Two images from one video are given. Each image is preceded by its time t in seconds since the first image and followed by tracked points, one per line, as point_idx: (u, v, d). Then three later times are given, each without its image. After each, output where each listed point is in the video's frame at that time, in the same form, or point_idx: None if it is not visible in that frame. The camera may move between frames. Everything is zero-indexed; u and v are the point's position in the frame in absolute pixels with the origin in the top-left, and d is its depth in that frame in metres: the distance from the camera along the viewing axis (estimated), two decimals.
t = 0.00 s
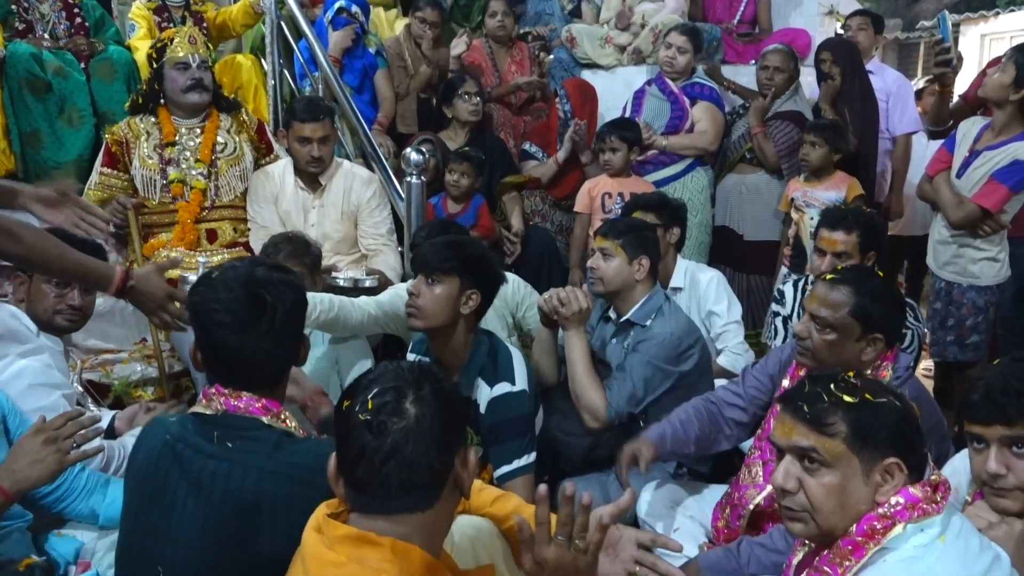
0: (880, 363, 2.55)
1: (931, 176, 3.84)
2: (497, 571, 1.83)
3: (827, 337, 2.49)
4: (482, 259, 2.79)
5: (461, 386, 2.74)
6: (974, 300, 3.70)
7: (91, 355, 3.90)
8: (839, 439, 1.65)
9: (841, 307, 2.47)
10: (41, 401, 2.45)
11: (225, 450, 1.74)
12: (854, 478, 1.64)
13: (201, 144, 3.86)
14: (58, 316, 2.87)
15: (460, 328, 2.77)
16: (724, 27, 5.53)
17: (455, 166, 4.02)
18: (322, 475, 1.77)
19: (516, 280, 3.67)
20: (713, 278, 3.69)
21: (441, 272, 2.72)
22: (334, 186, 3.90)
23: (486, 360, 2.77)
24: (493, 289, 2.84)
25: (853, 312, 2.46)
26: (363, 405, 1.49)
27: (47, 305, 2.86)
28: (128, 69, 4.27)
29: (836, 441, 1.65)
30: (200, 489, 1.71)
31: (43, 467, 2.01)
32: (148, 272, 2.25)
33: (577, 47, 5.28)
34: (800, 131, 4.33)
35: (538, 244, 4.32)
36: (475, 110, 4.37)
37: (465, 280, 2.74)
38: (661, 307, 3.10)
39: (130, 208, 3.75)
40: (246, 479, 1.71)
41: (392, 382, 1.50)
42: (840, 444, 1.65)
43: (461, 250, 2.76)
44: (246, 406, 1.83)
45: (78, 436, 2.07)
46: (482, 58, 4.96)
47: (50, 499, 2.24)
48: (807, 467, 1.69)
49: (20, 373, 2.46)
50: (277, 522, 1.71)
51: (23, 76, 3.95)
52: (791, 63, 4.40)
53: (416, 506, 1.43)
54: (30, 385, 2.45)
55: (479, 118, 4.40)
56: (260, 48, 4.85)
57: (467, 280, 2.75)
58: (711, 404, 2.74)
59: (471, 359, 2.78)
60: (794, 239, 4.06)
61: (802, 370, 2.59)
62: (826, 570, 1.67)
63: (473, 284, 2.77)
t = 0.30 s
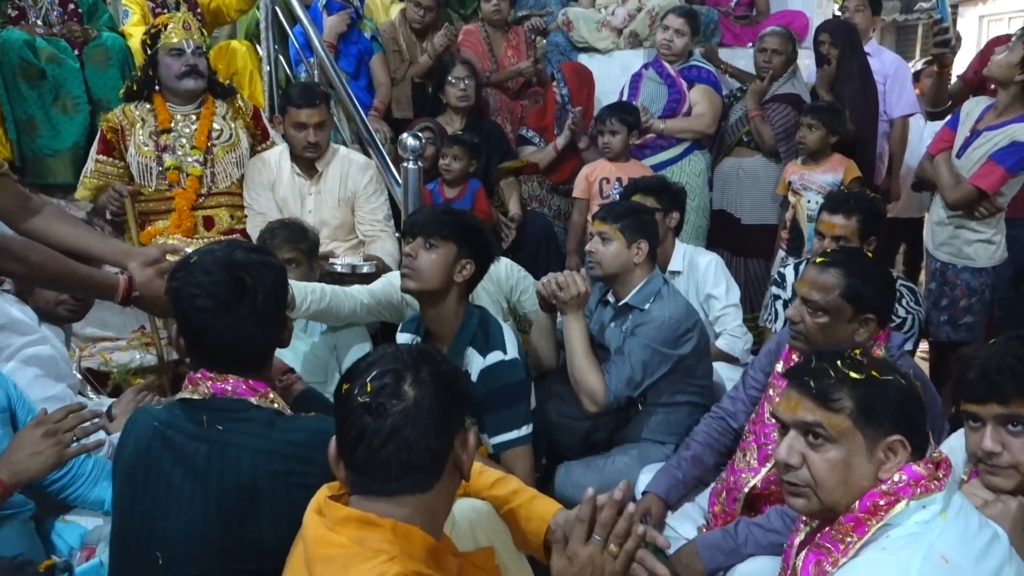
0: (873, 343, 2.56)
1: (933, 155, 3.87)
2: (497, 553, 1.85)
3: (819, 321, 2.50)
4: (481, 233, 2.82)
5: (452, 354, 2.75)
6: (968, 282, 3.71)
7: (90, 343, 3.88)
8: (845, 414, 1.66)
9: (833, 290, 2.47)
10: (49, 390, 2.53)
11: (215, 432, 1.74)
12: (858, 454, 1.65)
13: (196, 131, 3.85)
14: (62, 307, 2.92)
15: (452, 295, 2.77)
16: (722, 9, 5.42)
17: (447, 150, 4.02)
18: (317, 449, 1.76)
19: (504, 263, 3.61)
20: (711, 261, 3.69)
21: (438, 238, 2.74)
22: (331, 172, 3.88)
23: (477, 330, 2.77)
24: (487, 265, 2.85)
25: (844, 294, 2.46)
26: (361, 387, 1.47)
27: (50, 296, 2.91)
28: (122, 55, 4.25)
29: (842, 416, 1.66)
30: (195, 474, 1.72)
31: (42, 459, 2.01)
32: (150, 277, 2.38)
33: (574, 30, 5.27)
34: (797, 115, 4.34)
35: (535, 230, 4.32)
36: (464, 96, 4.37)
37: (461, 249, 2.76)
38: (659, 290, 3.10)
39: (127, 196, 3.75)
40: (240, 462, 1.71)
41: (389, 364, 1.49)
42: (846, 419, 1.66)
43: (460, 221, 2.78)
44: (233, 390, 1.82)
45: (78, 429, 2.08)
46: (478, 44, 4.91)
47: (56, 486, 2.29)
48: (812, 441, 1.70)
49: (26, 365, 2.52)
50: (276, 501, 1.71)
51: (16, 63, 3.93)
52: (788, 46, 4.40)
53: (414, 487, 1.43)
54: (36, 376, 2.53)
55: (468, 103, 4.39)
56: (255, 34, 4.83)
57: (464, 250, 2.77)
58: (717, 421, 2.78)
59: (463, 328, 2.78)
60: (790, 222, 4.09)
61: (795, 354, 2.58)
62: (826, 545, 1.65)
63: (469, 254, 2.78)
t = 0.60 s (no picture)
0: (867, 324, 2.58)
1: (935, 140, 3.83)
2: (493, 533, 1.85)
3: (824, 302, 2.50)
4: (478, 217, 2.80)
5: (448, 338, 2.75)
6: (964, 268, 3.73)
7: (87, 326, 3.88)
8: (836, 397, 1.66)
9: (836, 271, 2.48)
10: (44, 371, 2.52)
11: (190, 419, 1.74)
12: (847, 438, 1.65)
13: (192, 114, 3.83)
14: (62, 286, 2.94)
15: (448, 280, 2.77)
16: None
17: (441, 134, 4.02)
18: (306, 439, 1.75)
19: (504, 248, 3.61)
20: (709, 247, 3.70)
21: (434, 223, 2.73)
22: (328, 156, 3.87)
23: (474, 314, 2.78)
24: (485, 250, 2.85)
25: (847, 273, 2.47)
26: (362, 367, 1.48)
27: (49, 277, 2.91)
28: (118, 37, 4.23)
29: (832, 400, 1.66)
30: (167, 462, 1.71)
31: (43, 433, 2.02)
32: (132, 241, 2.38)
33: (572, 14, 5.25)
34: (795, 100, 4.30)
35: (532, 214, 4.32)
36: (456, 80, 4.36)
37: (457, 234, 2.75)
38: (656, 276, 3.10)
39: (123, 178, 3.74)
40: (206, 450, 1.69)
41: (390, 346, 1.50)
42: (835, 403, 1.66)
43: (457, 206, 2.77)
44: (218, 374, 1.80)
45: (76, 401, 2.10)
46: (476, 26, 4.89)
47: (56, 466, 2.31)
48: (802, 425, 1.70)
49: (22, 345, 2.51)
50: (242, 490, 1.68)
51: (10, 45, 3.89)
52: (787, 30, 4.37)
53: (414, 468, 1.43)
54: (31, 357, 2.51)
55: (462, 88, 4.38)
56: (251, 17, 4.80)
57: (459, 236, 2.76)
58: (718, 409, 2.79)
59: (459, 312, 2.78)
60: (788, 209, 4.04)
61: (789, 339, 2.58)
62: (817, 528, 1.64)
63: (465, 240, 2.77)
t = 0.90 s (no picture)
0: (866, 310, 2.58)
1: (936, 125, 3.83)
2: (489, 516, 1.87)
3: (822, 286, 2.50)
4: (479, 206, 2.80)
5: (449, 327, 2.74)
6: (966, 255, 3.73)
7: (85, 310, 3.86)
8: (835, 380, 1.66)
9: (835, 255, 2.48)
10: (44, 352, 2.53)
11: (194, 398, 1.75)
12: (846, 420, 1.65)
13: (190, 97, 3.82)
14: (61, 263, 2.92)
15: (449, 271, 2.77)
16: None
17: (437, 118, 4.01)
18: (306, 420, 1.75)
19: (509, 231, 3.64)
20: (709, 233, 3.70)
21: (437, 215, 2.72)
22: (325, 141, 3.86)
23: (475, 302, 2.78)
24: (487, 238, 2.84)
25: (845, 258, 2.48)
26: (353, 349, 1.49)
27: (44, 256, 2.90)
28: (114, 20, 4.21)
29: (831, 383, 1.66)
30: (168, 438, 1.72)
31: (41, 380, 2.15)
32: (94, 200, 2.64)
33: None
34: (794, 86, 4.32)
35: (531, 200, 4.32)
36: (455, 65, 4.35)
37: (459, 225, 2.74)
38: (654, 261, 3.09)
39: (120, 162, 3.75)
40: (201, 427, 1.70)
41: (381, 328, 1.50)
42: (835, 386, 1.66)
43: (459, 197, 2.75)
44: (223, 357, 1.80)
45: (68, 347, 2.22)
46: (475, 12, 4.89)
47: (52, 448, 2.35)
48: (800, 409, 1.70)
49: (23, 327, 2.52)
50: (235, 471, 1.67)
51: (7, 27, 3.87)
52: (787, 16, 4.36)
53: (408, 448, 1.43)
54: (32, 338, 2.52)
55: (460, 72, 4.37)
56: None
57: (461, 225, 2.75)
58: (716, 395, 2.79)
59: (461, 299, 2.78)
60: (786, 194, 4.02)
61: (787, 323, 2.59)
62: (815, 511, 1.63)
63: (468, 231, 2.77)
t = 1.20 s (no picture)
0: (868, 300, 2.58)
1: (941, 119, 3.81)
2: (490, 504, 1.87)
3: (825, 275, 2.50)
4: (472, 188, 2.81)
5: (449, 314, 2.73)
6: (975, 245, 3.72)
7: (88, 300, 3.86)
8: (814, 366, 1.65)
9: (838, 244, 2.48)
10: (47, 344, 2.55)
11: (216, 384, 1.76)
12: (826, 406, 1.64)
13: (191, 87, 3.80)
14: (62, 254, 2.90)
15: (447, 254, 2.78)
16: None
17: (437, 107, 4.02)
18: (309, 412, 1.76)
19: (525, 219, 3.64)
20: (713, 223, 3.69)
21: (430, 196, 2.74)
22: (326, 131, 3.86)
23: (475, 290, 2.77)
24: (482, 220, 2.85)
25: (849, 247, 2.48)
26: (359, 335, 1.49)
27: (44, 246, 2.89)
28: (115, 10, 4.21)
29: (810, 368, 1.65)
30: (190, 419, 1.73)
31: (55, 348, 2.18)
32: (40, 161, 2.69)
33: None
34: (796, 75, 4.32)
35: (531, 189, 4.31)
36: (455, 54, 4.35)
37: (452, 205, 2.76)
38: (656, 251, 3.09)
39: (122, 152, 3.75)
40: (212, 418, 1.71)
41: (387, 315, 1.50)
42: (813, 372, 1.65)
43: (450, 177, 2.78)
44: (243, 346, 1.82)
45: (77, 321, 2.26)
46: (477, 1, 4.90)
47: (52, 437, 2.37)
48: (785, 392, 1.70)
49: (26, 318, 2.53)
50: (250, 459, 1.68)
51: (8, 18, 3.87)
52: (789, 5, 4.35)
53: (412, 435, 1.44)
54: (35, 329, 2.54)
55: (461, 62, 4.37)
56: None
57: (454, 206, 2.76)
58: (717, 384, 2.80)
59: (459, 288, 2.78)
60: (789, 183, 4.01)
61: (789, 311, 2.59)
62: (810, 500, 1.64)
63: (461, 212, 2.78)
